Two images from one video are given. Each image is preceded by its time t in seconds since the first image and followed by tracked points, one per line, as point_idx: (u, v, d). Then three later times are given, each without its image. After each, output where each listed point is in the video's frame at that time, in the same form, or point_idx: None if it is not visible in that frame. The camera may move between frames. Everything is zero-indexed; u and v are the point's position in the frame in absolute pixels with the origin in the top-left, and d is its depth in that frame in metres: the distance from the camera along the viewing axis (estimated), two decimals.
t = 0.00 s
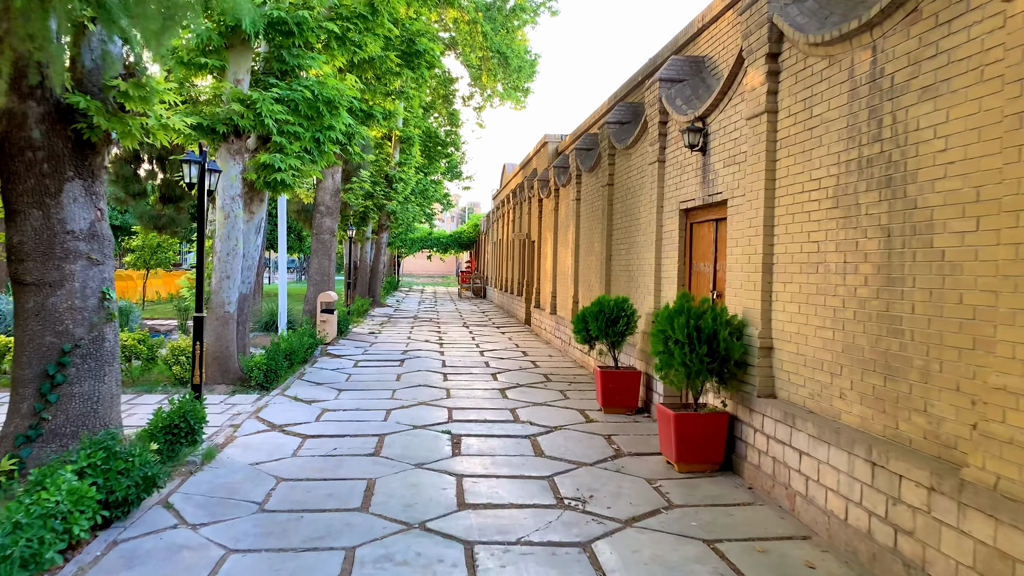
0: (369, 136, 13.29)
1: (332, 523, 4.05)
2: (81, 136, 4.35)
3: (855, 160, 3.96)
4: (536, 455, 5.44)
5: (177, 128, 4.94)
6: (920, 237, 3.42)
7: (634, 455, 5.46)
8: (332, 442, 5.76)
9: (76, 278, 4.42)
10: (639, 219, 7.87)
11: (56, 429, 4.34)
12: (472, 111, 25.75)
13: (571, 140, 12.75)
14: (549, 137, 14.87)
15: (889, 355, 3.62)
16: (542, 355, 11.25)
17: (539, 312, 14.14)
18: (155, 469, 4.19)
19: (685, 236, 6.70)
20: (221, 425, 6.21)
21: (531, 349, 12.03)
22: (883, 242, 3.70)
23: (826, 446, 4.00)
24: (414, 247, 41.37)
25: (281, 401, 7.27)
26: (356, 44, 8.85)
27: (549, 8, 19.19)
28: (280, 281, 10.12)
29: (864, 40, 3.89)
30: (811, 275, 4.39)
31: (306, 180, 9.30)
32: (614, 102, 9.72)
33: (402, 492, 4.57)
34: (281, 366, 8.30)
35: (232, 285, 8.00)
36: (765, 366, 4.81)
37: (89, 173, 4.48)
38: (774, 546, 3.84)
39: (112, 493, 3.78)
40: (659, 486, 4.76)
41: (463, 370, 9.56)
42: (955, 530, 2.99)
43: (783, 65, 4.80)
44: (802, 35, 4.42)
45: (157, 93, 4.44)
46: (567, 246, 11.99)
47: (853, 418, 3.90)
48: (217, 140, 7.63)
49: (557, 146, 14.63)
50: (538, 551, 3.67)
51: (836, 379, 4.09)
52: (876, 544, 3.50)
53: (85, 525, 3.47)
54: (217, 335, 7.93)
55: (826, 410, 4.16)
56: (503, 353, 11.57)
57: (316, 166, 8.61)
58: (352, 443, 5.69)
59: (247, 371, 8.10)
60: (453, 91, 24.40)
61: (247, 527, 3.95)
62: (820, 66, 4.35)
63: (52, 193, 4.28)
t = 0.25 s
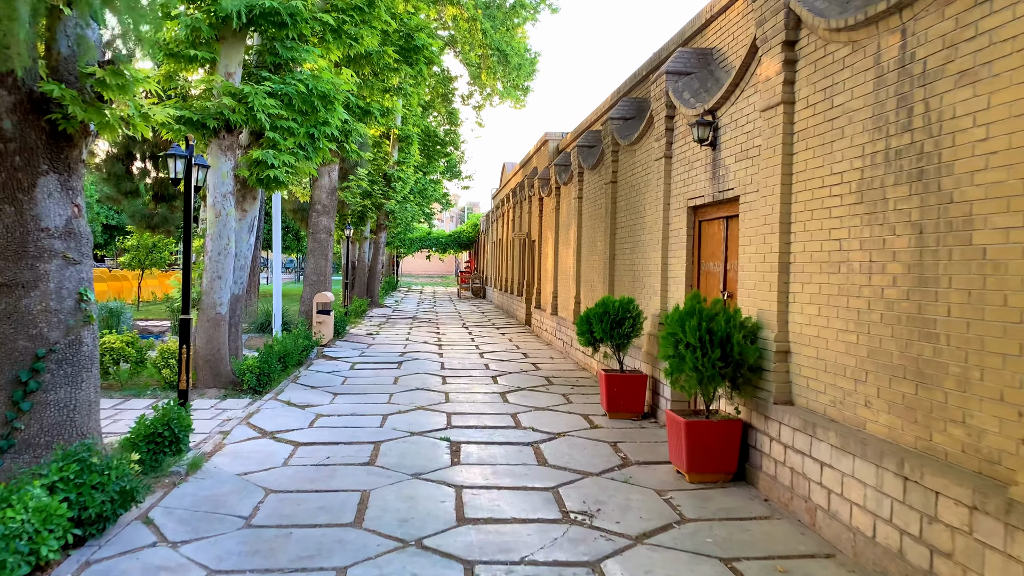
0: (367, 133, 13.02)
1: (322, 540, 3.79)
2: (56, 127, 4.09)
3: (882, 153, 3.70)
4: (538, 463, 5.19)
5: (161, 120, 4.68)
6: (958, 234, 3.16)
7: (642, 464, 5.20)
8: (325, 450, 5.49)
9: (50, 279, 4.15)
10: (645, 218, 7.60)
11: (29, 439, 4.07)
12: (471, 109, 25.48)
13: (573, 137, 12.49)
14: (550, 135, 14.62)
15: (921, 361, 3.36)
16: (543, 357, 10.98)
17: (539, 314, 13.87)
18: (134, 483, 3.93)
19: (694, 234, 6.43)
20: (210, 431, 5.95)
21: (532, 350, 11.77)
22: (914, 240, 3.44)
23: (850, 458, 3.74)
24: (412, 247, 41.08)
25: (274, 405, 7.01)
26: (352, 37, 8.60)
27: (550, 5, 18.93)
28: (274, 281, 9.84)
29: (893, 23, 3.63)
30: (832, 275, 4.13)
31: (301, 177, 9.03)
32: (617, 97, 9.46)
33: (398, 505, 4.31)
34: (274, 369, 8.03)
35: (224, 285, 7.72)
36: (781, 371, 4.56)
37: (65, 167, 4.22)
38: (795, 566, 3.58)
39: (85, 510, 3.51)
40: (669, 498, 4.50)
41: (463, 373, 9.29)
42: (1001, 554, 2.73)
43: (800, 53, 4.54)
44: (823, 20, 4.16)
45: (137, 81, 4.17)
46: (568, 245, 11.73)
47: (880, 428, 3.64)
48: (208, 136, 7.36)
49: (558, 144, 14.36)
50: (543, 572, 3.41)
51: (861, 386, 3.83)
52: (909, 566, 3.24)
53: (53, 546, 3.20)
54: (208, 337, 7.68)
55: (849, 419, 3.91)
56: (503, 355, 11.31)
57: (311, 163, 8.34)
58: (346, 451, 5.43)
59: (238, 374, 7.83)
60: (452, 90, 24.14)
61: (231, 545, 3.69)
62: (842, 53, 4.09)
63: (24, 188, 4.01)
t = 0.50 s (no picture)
0: (364, 131, 12.75)
1: (312, 564, 3.51)
2: (28, 120, 3.81)
3: (916, 147, 3.42)
4: (543, 477, 4.91)
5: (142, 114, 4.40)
6: (1006, 234, 2.88)
7: (653, 478, 4.92)
8: (318, 462, 5.21)
9: (21, 283, 3.88)
10: (651, 218, 7.33)
11: None
12: (471, 108, 25.22)
13: (575, 135, 12.22)
14: (551, 133, 14.35)
15: (963, 373, 3.08)
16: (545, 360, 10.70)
17: (541, 316, 13.60)
18: (110, 503, 3.64)
19: (704, 235, 6.16)
20: (198, 442, 5.67)
21: (534, 354, 11.50)
22: (954, 241, 3.17)
23: (881, 476, 3.47)
24: (412, 248, 40.79)
25: (266, 413, 6.73)
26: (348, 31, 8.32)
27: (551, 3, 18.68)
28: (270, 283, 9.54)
29: (929, 6, 3.35)
30: (859, 278, 3.85)
31: (295, 176, 8.76)
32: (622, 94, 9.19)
33: (394, 525, 4.03)
34: (268, 374, 7.76)
35: (215, 288, 7.44)
36: (802, 381, 4.29)
37: (38, 163, 3.94)
38: None
39: (54, 534, 3.23)
40: (683, 516, 4.23)
41: (463, 378, 9.02)
42: None
43: (823, 42, 4.27)
44: (849, 6, 3.89)
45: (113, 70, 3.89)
46: (570, 246, 11.46)
47: (914, 445, 3.37)
48: (198, 132, 7.09)
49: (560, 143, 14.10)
50: None
51: (891, 399, 3.56)
52: None
53: None
54: (199, 341, 7.40)
55: (879, 434, 3.63)
56: (504, 358, 11.04)
57: (306, 161, 8.07)
58: (340, 464, 5.16)
59: (230, 380, 7.55)
60: (451, 88, 23.87)
61: (213, 570, 3.41)
62: (869, 41, 3.82)
63: None
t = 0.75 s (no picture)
0: (361, 126, 12.47)
1: None
2: None
3: (958, 132, 3.15)
4: (549, 487, 4.63)
5: (122, 98, 4.09)
6: None
7: (665, 487, 4.65)
8: (310, 470, 4.93)
9: None
10: (659, 213, 7.06)
11: None
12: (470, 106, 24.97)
13: (577, 131, 11.95)
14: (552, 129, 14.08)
15: (1014, 379, 2.81)
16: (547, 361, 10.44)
17: (541, 316, 13.34)
18: (82, 518, 3.35)
19: (715, 230, 5.90)
20: (185, 448, 5.39)
21: (535, 354, 11.23)
22: (1002, 234, 2.89)
23: (919, 490, 3.19)
24: (409, 247, 40.51)
25: (258, 417, 6.45)
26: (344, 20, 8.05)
27: None
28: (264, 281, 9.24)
29: None
30: (890, 275, 3.58)
31: (289, 170, 8.48)
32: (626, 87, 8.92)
33: (391, 540, 3.75)
34: (260, 376, 7.48)
35: (205, 286, 7.15)
36: (826, 385, 4.01)
37: (6, 151, 3.64)
38: None
39: (17, 555, 2.94)
40: (701, 530, 3.95)
41: (462, 379, 8.74)
42: None
43: (848, 23, 3.99)
44: None
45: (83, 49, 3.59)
46: (572, 244, 11.19)
47: (956, 456, 3.09)
48: (187, 124, 6.81)
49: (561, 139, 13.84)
50: None
51: (929, 406, 3.28)
52: None
53: None
54: (188, 342, 7.12)
55: (915, 444, 3.36)
56: (504, 359, 10.77)
57: (300, 155, 7.79)
58: (334, 472, 4.87)
59: (221, 382, 7.26)
60: (450, 85, 23.61)
61: None
62: (903, 19, 3.55)
63: None
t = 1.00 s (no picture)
0: (358, 124, 12.20)
1: None
2: None
3: (1006, 123, 2.88)
4: (555, 503, 4.36)
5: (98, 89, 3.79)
6: None
7: (678, 504, 4.38)
8: (302, 485, 4.65)
9: None
10: (666, 213, 6.80)
11: None
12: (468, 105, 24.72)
13: (579, 129, 11.69)
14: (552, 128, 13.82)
15: None
16: (548, 365, 10.16)
17: (542, 319, 13.07)
18: (50, 545, 3.07)
19: (728, 230, 5.64)
20: (170, 461, 5.11)
21: (536, 358, 10.97)
22: None
23: (962, 513, 2.93)
24: (407, 248, 40.21)
25: (249, 426, 6.17)
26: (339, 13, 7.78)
27: None
28: (257, 283, 8.96)
29: None
30: (926, 278, 3.32)
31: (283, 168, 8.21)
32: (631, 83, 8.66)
33: (387, 564, 3.47)
34: (252, 382, 7.19)
35: (194, 289, 6.87)
36: (854, 396, 3.75)
37: None
38: None
39: None
40: (720, 552, 3.68)
41: (462, 385, 8.47)
42: None
43: (877, 9, 3.73)
44: None
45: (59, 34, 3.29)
46: (574, 244, 10.93)
47: (1005, 477, 2.83)
48: (175, 120, 6.53)
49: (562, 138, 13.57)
50: None
51: (971, 421, 3.01)
52: None
53: None
54: (176, 347, 6.84)
55: (956, 462, 3.09)
56: (504, 363, 10.50)
57: (293, 152, 7.52)
58: (327, 487, 4.60)
59: (211, 389, 6.98)
60: (447, 84, 23.34)
61: None
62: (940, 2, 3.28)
63: None
